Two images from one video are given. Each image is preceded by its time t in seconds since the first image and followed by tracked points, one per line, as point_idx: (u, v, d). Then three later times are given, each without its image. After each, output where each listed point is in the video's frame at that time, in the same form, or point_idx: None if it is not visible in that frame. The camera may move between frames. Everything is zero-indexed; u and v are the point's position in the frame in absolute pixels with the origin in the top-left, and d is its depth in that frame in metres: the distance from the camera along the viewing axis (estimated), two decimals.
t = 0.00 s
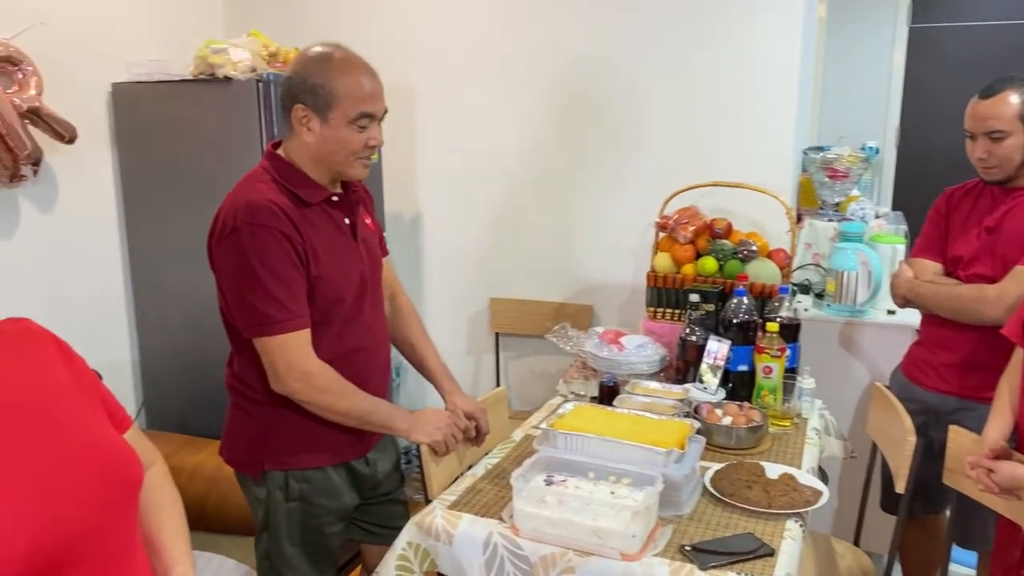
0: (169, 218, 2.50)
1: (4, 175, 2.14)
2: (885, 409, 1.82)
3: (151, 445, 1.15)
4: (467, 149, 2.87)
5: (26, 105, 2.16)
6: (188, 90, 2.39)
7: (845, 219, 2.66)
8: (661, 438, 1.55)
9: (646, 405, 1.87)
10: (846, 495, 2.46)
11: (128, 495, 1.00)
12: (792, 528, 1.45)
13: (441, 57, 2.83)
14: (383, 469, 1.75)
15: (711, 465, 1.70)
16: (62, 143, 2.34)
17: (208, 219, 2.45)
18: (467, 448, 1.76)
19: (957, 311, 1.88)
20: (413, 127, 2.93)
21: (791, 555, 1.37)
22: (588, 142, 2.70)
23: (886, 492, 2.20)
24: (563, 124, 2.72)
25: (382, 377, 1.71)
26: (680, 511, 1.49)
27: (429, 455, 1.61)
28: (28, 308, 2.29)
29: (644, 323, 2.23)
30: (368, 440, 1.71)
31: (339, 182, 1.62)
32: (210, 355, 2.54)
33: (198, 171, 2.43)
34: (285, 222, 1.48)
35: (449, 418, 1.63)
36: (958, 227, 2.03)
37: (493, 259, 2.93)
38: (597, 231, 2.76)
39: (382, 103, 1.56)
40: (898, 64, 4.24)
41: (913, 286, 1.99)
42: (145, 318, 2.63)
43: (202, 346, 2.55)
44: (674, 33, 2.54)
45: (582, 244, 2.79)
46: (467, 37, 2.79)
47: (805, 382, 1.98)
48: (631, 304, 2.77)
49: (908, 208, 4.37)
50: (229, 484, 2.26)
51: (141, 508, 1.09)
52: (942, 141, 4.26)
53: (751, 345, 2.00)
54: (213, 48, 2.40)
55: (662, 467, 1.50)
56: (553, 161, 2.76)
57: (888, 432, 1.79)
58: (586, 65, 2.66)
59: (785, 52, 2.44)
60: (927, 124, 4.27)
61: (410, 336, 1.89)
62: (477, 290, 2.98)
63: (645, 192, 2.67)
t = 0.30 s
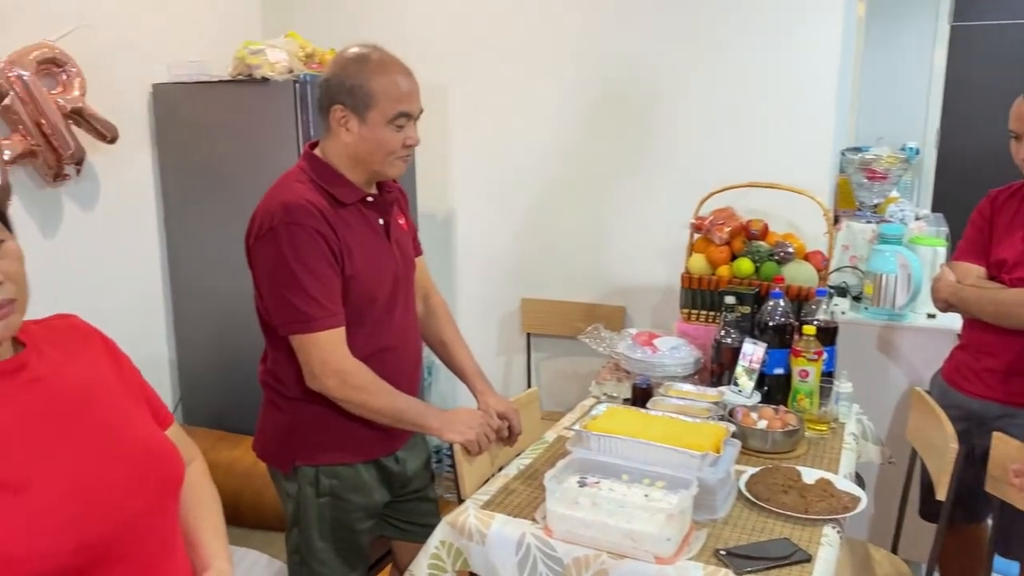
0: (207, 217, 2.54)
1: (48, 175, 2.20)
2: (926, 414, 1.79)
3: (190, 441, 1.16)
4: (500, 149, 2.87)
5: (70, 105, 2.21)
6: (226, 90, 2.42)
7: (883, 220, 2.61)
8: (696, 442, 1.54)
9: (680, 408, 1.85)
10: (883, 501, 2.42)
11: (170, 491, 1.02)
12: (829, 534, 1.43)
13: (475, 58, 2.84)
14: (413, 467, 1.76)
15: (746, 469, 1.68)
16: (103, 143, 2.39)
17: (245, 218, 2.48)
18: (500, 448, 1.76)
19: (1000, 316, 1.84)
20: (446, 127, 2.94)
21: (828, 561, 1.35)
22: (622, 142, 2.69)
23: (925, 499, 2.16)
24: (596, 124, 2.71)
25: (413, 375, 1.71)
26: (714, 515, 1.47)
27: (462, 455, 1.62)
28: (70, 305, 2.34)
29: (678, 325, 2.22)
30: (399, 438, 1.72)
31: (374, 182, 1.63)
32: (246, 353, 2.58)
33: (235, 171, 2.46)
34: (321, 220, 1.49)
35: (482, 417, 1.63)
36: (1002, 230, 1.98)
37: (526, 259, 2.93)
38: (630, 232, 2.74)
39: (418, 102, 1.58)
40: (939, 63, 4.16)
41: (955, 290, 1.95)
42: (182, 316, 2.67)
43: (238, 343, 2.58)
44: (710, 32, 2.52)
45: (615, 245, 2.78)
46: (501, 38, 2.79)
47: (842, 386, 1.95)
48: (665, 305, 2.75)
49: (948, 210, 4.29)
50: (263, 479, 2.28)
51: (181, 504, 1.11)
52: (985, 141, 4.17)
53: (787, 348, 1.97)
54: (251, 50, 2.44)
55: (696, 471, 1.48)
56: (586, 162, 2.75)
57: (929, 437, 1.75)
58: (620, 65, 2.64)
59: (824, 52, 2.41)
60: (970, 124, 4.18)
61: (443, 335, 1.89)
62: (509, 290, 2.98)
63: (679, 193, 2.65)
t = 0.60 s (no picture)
0: (242, 216, 2.57)
1: (89, 174, 2.25)
2: (965, 419, 1.75)
3: (229, 437, 1.18)
4: (532, 148, 2.87)
5: (110, 105, 2.25)
6: (261, 91, 2.45)
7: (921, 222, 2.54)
8: (730, 444, 1.53)
9: (712, 410, 1.84)
10: (919, 507, 2.38)
11: (208, 487, 1.04)
12: (865, 539, 1.41)
13: (507, 58, 2.84)
14: (444, 464, 1.77)
15: (779, 472, 1.66)
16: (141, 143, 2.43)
17: (279, 217, 2.51)
18: (531, 447, 1.76)
19: None
20: (478, 127, 2.94)
21: (864, 566, 1.33)
22: (655, 142, 2.67)
23: (964, 506, 2.12)
24: (628, 124, 2.70)
25: (444, 373, 1.72)
26: (748, 518, 1.46)
27: (493, 454, 1.62)
28: (109, 301, 2.39)
29: (710, 326, 2.20)
30: (430, 436, 1.73)
31: (408, 181, 1.64)
32: (279, 350, 2.61)
33: (270, 170, 2.49)
34: (356, 219, 1.50)
35: (513, 416, 1.63)
36: None
37: (556, 259, 2.92)
38: (662, 232, 2.73)
39: (455, 100, 1.59)
40: (979, 61, 4.08)
41: (996, 292, 1.91)
42: (217, 313, 2.70)
43: (272, 340, 2.61)
44: (745, 30, 2.49)
45: (647, 245, 2.76)
46: (534, 38, 2.79)
47: (878, 390, 1.93)
48: (696, 306, 2.73)
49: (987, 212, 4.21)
50: (295, 476, 2.31)
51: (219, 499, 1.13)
52: None
53: (822, 351, 1.94)
54: (287, 50, 2.46)
55: (730, 473, 1.47)
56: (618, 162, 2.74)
57: (968, 442, 1.72)
58: (654, 64, 2.63)
59: (862, 51, 2.37)
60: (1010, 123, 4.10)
61: (475, 334, 1.90)
62: (539, 290, 2.98)
63: (712, 193, 2.63)
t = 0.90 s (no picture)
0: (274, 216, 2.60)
1: (125, 174, 2.29)
2: (1002, 425, 1.72)
3: (264, 434, 1.20)
4: (561, 149, 2.87)
5: (146, 107, 2.28)
6: (294, 92, 2.48)
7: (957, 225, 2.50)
8: (761, 447, 1.51)
9: (742, 412, 1.82)
10: (953, 515, 2.34)
11: (243, 484, 1.05)
12: (899, 545, 1.39)
13: (537, 59, 2.85)
14: (472, 463, 1.77)
15: (811, 476, 1.64)
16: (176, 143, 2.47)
17: (310, 217, 2.54)
18: (559, 448, 1.76)
19: None
20: (506, 127, 2.95)
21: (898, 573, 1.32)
22: (684, 143, 2.66)
23: (1000, 514, 2.08)
24: (658, 125, 2.69)
25: (473, 373, 1.73)
26: (778, 522, 1.45)
27: (522, 454, 1.62)
28: (145, 299, 2.43)
29: (740, 328, 2.19)
30: (458, 435, 1.73)
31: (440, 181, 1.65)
32: (310, 349, 2.63)
33: (302, 171, 2.52)
34: (389, 219, 1.52)
35: (542, 417, 1.63)
36: None
37: (584, 260, 2.92)
38: (691, 234, 2.71)
39: (487, 101, 1.60)
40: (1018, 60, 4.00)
41: None
42: (249, 311, 2.74)
43: (302, 339, 2.64)
44: (778, 30, 2.47)
45: (676, 247, 2.75)
46: (564, 39, 2.79)
47: (912, 394, 1.90)
48: (726, 308, 2.71)
49: None
50: (325, 473, 2.33)
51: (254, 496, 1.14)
52: None
53: (854, 354, 1.92)
54: (319, 52, 2.49)
55: (760, 477, 1.46)
56: (647, 163, 2.73)
57: (1005, 449, 1.69)
58: (684, 64, 2.62)
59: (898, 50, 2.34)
60: None
61: (504, 334, 1.91)
62: (567, 291, 2.98)
63: (742, 195, 2.61)
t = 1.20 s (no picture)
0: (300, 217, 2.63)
1: (155, 174, 2.32)
2: None
3: (292, 433, 1.21)
4: (585, 151, 2.87)
5: (175, 109, 2.31)
6: (320, 94, 2.50)
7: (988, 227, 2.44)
8: (786, 451, 1.51)
9: (768, 415, 1.81)
10: (983, 521, 2.30)
11: (271, 481, 1.07)
12: (927, 551, 1.37)
13: (561, 60, 2.85)
14: (495, 464, 1.78)
15: (837, 481, 1.63)
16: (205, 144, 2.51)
17: (336, 218, 2.56)
18: (583, 450, 1.77)
19: None
20: (530, 129, 2.96)
21: None
22: (710, 145, 2.65)
23: None
24: (683, 126, 2.68)
25: (497, 374, 1.73)
26: (804, 527, 1.44)
27: (546, 456, 1.62)
28: (174, 298, 2.47)
29: (766, 331, 2.18)
30: (482, 435, 1.74)
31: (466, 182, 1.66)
32: (335, 348, 2.66)
33: (328, 172, 2.54)
34: (417, 220, 1.53)
35: (565, 419, 1.63)
36: None
37: (608, 262, 2.92)
38: (716, 235, 2.70)
39: (514, 102, 1.61)
40: None
41: None
42: (275, 311, 2.77)
43: (327, 339, 2.66)
44: (805, 32, 2.45)
45: (700, 249, 2.74)
46: (588, 41, 2.79)
47: (941, 399, 1.88)
48: (751, 311, 2.69)
49: None
50: (349, 472, 2.35)
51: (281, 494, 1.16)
52: None
53: (881, 358, 1.90)
54: (345, 53, 2.49)
55: (786, 480, 1.45)
56: (672, 165, 2.72)
57: None
58: (709, 66, 2.60)
59: (927, 51, 2.31)
60: None
61: (528, 336, 1.91)
62: (591, 292, 2.98)
63: (768, 197, 2.59)
